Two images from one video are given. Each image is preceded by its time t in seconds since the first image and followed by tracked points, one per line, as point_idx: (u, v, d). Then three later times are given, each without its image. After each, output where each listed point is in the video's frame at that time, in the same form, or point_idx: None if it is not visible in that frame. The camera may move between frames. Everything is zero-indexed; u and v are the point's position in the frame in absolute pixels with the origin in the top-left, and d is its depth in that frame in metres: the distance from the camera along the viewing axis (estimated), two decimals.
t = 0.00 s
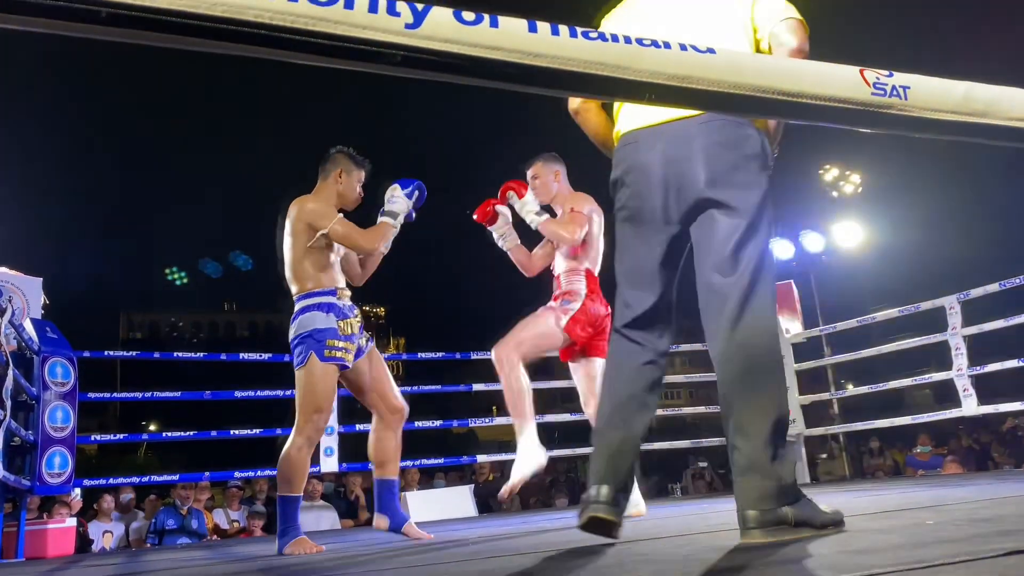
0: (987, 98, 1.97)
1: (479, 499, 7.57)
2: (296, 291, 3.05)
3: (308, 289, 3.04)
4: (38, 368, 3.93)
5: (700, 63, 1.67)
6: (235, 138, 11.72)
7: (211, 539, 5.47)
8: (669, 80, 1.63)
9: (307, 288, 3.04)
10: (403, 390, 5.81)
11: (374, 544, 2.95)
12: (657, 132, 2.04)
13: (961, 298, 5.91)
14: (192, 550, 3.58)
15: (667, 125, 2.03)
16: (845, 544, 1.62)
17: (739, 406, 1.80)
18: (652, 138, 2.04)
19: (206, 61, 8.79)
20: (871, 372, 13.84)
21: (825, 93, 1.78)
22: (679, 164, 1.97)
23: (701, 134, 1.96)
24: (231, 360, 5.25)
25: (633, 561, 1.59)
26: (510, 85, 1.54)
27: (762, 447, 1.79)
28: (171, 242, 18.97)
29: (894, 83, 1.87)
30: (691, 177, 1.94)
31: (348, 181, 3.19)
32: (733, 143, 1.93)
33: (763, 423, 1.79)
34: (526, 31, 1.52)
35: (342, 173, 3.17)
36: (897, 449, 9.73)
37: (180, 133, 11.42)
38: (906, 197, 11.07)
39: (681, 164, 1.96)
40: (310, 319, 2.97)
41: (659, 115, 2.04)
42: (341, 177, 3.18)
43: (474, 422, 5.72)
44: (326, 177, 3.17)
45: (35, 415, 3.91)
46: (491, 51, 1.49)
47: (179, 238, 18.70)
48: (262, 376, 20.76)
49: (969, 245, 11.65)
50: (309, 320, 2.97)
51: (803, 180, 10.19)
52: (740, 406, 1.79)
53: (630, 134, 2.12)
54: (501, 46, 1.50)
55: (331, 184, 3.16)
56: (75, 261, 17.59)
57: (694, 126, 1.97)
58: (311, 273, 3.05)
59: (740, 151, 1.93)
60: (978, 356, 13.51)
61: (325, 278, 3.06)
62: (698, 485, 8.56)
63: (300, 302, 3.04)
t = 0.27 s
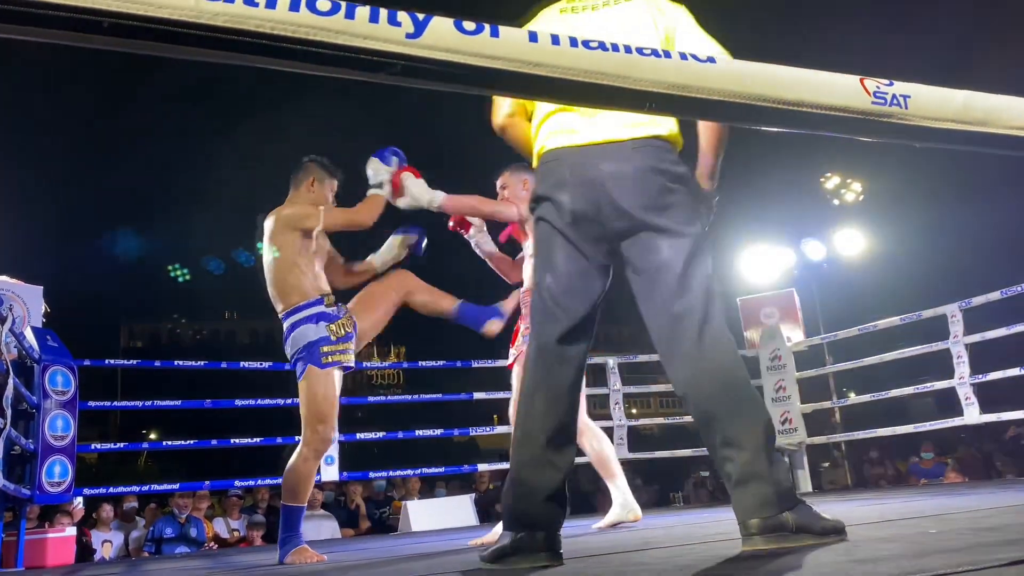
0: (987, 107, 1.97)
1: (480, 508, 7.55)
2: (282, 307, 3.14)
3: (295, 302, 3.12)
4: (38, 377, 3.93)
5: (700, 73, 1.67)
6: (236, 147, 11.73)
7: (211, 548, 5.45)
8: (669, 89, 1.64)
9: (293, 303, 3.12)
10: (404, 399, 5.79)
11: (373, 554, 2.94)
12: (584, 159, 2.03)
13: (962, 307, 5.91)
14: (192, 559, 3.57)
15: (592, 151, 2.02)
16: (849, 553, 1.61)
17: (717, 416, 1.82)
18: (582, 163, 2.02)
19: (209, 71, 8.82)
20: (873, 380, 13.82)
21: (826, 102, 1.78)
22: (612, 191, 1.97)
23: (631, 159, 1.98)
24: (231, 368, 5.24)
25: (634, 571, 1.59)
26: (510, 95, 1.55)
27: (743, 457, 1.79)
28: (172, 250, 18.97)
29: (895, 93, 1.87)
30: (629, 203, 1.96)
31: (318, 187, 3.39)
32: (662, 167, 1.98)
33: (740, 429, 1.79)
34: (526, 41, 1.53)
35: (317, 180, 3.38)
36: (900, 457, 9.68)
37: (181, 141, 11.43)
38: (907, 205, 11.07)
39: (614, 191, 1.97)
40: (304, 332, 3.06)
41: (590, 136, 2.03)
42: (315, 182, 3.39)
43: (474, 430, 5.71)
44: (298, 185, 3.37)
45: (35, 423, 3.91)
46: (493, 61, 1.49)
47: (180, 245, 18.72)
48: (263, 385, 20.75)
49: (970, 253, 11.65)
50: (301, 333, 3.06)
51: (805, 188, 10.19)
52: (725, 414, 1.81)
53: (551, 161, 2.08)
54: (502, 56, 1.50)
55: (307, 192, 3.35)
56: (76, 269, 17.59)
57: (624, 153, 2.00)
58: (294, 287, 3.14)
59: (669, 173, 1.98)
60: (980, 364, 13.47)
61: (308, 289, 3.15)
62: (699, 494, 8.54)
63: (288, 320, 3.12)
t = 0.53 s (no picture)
0: (990, 114, 1.97)
1: (482, 514, 7.53)
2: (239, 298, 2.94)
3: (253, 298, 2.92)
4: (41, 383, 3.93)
5: (702, 79, 1.67)
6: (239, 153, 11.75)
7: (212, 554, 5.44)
8: (671, 95, 1.64)
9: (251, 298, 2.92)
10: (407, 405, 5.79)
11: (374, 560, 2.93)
12: (527, 167, 2.03)
13: (965, 313, 5.90)
14: (193, 565, 3.57)
15: (535, 160, 2.03)
16: (852, 561, 1.60)
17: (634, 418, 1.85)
18: (527, 171, 2.02)
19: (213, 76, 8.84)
20: (876, 386, 13.79)
21: (828, 109, 1.78)
22: (556, 199, 1.98)
23: (575, 169, 2.01)
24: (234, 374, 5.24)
25: None
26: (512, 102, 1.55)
27: (655, 457, 1.82)
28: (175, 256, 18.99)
29: (897, 99, 1.88)
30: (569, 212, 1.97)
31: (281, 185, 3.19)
32: (602, 177, 2.02)
33: (657, 429, 1.84)
34: (528, 47, 1.53)
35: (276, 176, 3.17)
36: (903, 464, 9.65)
37: (184, 146, 11.45)
38: (910, 210, 11.06)
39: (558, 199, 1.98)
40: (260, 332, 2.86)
41: (537, 144, 2.04)
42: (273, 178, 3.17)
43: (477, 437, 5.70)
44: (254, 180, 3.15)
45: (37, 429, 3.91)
46: (495, 68, 1.49)
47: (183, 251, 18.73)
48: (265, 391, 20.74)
49: (974, 259, 11.62)
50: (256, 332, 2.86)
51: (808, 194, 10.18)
52: (645, 414, 1.84)
53: (493, 168, 2.07)
54: (505, 64, 1.50)
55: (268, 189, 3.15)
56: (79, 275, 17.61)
57: (567, 164, 2.02)
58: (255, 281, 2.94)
59: (607, 183, 2.02)
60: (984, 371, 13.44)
61: (268, 285, 2.96)
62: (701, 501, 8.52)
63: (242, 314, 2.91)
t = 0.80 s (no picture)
0: (996, 118, 1.97)
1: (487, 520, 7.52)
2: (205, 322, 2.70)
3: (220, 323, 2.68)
4: (48, 388, 3.92)
5: (707, 83, 1.68)
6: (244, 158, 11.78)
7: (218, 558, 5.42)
8: (677, 99, 1.65)
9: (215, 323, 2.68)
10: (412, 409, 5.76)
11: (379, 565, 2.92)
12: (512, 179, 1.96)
13: (972, 317, 5.87)
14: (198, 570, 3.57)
15: (523, 174, 1.97)
16: (860, 565, 1.60)
17: (577, 439, 1.80)
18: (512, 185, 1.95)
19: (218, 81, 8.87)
20: (883, 390, 13.73)
21: (833, 113, 1.78)
22: (541, 216, 1.92)
23: (565, 190, 1.96)
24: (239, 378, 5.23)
25: None
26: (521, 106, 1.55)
27: (597, 479, 1.79)
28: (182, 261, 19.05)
29: (903, 102, 1.88)
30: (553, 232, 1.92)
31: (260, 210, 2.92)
32: (588, 202, 1.98)
33: (608, 457, 1.81)
34: (535, 52, 1.54)
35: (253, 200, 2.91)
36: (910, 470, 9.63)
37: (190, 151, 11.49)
38: (916, 213, 11.02)
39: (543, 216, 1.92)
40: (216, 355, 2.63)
41: (522, 160, 1.98)
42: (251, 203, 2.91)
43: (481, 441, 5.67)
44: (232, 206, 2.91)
45: (43, 433, 3.90)
46: (501, 72, 1.50)
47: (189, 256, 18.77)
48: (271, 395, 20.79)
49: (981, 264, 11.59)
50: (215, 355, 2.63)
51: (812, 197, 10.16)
52: (589, 439, 1.80)
53: (481, 177, 1.98)
54: (511, 68, 1.51)
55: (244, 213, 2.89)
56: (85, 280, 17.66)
57: (554, 182, 1.97)
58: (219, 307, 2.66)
59: (592, 208, 1.99)
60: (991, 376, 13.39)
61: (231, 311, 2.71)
62: (707, 506, 8.50)
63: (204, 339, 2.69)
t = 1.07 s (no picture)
0: (1007, 116, 1.96)
1: (495, 520, 7.53)
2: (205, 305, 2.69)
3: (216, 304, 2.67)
4: (59, 388, 3.95)
5: (715, 83, 1.68)
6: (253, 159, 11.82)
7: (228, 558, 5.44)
8: (684, 99, 1.65)
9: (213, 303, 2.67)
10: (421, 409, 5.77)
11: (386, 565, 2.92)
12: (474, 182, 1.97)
13: (983, 317, 5.84)
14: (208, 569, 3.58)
15: (486, 176, 1.96)
16: (870, 566, 1.60)
17: (574, 437, 1.80)
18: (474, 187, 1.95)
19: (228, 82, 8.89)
20: (893, 390, 13.68)
21: (842, 113, 1.78)
22: (501, 218, 1.91)
23: (525, 191, 1.93)
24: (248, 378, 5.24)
25: None
26: (529, 106, 1.55)
27: (599, 475, 1.78)
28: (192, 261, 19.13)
29: (912, 102, 1.87)
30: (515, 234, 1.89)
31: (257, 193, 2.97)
32: (553, 205, 1.95)
33: (606, 454, 1.80)
34: (542, 52, 1.54)
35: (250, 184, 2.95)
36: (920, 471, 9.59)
37: (200, 152, 11.53)
38: (926, 212, 10.98)
39: (504, 218, 1.91)
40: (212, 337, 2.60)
41: (486, 161, 1.98)
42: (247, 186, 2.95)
43: (491, 441, 5.67)
44: (230, 188, 2.95)
45: (54, 433, 3.93)
46: (509, 73, 1.50)
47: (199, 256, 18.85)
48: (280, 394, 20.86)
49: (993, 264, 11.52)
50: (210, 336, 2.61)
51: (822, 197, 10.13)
52: (589, 436, 1.80)
53: (444, 176, 2.00)
54: (518, 69, 1.51)
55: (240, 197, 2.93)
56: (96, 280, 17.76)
57: (516, 184, 1.95)
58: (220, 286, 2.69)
59: (559, 212, 1.96)
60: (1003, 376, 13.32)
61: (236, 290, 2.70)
62: (716, 506, 8.49)
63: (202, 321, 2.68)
